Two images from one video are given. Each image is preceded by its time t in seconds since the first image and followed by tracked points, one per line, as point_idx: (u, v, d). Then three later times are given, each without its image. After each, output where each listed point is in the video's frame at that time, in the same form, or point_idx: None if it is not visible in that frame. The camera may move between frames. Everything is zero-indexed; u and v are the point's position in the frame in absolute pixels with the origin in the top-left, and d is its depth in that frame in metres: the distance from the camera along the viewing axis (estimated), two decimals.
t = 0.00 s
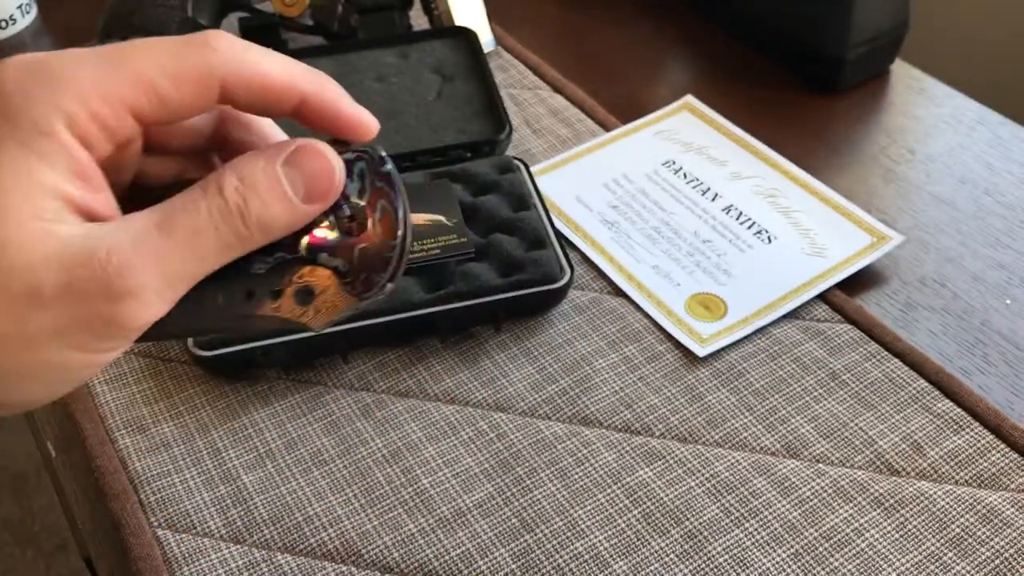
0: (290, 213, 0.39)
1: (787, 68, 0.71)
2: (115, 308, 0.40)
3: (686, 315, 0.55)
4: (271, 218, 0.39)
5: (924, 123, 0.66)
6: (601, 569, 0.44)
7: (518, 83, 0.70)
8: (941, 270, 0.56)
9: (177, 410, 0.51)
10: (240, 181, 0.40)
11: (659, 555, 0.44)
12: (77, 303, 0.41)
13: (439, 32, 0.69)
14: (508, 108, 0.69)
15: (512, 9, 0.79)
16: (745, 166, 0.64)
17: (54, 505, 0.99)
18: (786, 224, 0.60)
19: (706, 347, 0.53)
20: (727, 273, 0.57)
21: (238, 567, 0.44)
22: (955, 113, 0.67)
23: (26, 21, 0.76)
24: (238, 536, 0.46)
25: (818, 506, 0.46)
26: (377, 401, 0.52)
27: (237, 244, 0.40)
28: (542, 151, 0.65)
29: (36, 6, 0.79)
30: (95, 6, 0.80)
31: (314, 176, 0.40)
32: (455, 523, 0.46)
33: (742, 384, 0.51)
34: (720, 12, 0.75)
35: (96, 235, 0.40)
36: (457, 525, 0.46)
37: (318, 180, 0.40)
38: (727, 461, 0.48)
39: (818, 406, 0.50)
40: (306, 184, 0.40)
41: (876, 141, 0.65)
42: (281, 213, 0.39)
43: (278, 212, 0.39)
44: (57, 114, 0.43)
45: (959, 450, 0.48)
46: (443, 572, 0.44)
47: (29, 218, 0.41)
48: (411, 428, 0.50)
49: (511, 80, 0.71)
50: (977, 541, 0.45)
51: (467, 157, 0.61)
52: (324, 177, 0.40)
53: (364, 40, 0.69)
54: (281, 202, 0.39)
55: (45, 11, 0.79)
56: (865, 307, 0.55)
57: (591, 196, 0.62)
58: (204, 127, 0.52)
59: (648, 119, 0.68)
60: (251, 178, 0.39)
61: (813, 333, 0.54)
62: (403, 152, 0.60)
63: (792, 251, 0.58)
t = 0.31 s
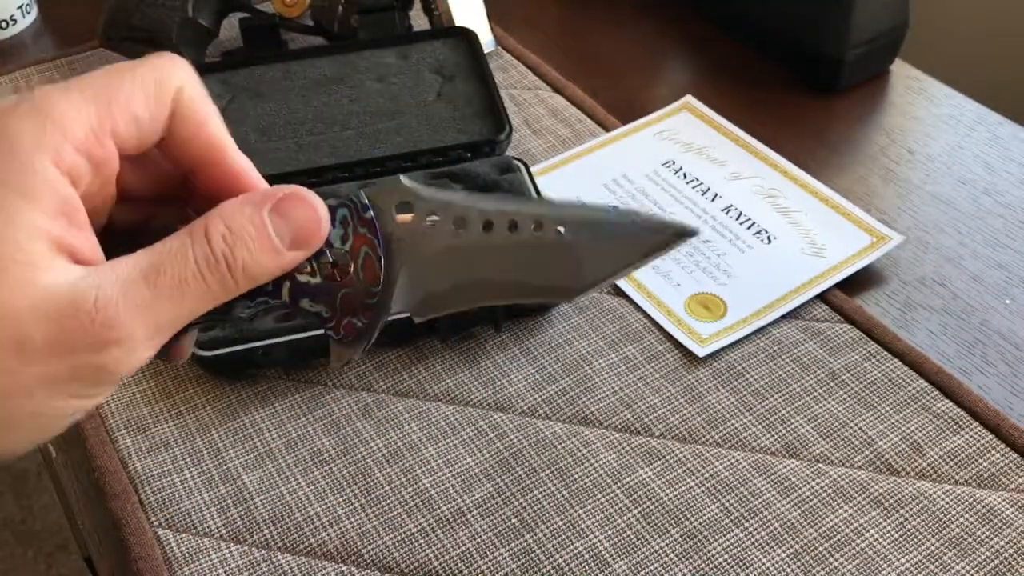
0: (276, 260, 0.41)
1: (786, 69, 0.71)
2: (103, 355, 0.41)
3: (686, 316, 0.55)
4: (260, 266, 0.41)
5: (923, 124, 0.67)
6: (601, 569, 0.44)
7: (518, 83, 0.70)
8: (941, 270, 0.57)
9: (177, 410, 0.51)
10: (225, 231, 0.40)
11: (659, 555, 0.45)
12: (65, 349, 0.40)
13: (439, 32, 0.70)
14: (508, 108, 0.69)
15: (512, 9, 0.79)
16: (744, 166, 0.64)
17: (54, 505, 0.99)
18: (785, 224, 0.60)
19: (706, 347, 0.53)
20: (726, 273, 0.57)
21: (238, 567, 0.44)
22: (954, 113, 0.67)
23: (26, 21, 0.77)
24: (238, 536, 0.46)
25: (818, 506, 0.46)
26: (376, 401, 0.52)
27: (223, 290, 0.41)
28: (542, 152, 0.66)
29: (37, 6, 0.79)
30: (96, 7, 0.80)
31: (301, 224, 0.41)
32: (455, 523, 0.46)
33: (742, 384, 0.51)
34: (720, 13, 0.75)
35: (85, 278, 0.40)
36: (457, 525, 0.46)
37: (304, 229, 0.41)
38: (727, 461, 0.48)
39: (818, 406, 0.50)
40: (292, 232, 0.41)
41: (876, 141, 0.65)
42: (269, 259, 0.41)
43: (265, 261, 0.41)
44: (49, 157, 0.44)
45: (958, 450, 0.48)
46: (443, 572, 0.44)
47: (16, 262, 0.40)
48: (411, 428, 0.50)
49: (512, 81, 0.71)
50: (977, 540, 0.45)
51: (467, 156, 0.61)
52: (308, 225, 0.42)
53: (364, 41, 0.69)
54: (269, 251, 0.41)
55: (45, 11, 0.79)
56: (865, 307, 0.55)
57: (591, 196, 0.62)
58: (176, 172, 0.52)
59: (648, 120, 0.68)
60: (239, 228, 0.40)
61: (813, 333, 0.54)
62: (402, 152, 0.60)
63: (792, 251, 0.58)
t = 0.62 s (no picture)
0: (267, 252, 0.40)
1: (786, 69, 0.71)
2: (90, 344, 0.41)
3: (686, 316, 0.55)
4: (251, 259, 0.39)
5: (923, 124, 0.67)
6: (601, 569, 0.44)
7: (518, 83, 0.70)
8: (940, 270, 0.57)
9: (177, 410, 0.51)
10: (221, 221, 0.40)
11: (659, 555, 0.45)
12: (53, 338, 0.40)
13: (439, 32, 0.70)
14: (508, 108, 0.69)
15: (512, 9, 0.79)
16: (744, 166, 0.64)
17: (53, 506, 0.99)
18: (785, 224, 0.60)
19: (706, 347, 0.53)
20: (726, 273, 0.57)
21: (238, 567, 0.44)
22: (954, 113, 0.67)
23: (26, 21, 0.77)
24: (238, 536, 0.46)
25: (818, 506, 0.46)
26: (377, 400, 0.52)
27: (218, 281, 0.40)
28: (542, 151, 0.65)
29: (37, 7, 0.79)
30: (96, 7, 0.80)
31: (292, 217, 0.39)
32: (455, 523, 0.46)
33: (742, 384, 0.51)
34: (720, 13, 0.75)
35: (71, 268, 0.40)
36: (457, 525, 0.46)
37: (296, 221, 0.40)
38: (728, 461, 0.48)
39: (818, 406, 0.50)
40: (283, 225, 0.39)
41: (876, 141, 0.65)
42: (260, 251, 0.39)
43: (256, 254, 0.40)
44: (40, 145, 0.45)
45: (958, 450, 0.48)
46: (443, 572, 0.44)
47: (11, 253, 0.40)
48: (411, 428, 0.50)
49: (511, 81, 0.71)
50: (977, 540, 0.45)
51: (467, 156, 0.61)
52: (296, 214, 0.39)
53: (364, 41, 0.69)
54: (264, 244, 0.39)
55: (45, 11, 0.80)
56: (865, 307, 0.55)
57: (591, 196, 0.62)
58: (170, 158, 0.53)
59: (648, 119, 0.68)
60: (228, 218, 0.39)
61: (813, 333, 0.54)
62: (402, 152, 0.60)
63: (791, 251, 0.58)
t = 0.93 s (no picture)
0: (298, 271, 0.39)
1: (786, 69, 0.71)
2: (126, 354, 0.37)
3: (686, 315, 0.55)
4: (233, 258, 0.29)
5: (923, 124, 0.67)
6: (601, 569, 0.44)
7: (518, 83, 0.71)
8: (940, 270, 0.57)
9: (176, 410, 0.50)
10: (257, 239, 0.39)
11: (659, 555, 0.45)
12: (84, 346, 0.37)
13: (439, 32, 0.70)
14: (508, 108, 0.69)
15: (511, 8, 0.79)
16: (744, 166, 0.64)
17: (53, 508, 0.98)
18: (785, 224, 0.60)
19: (706, 346, 0.53)
20: (726, 273, 0.57)
21: (238, 567, 0.44)
22: (954, 113, 0.67)
23: (26, 21, 0.77)
24: (238, 536, 0.46)
25: (818, 506, 0.46)
26: (377, 400, 0.52)
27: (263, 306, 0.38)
28: (542, 151, 0.66)
29: (37, 7, 0.79)
30: (95, 7, 0.80)
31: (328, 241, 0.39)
32: (455, 523, 0.46)
33: (742, 384, 0.51)
34: (720, 13, 0.75)
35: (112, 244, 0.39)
36: (457, 525, 0.46)
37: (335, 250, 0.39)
38: (728, 461, 0.48)
39: (818, 406, 0.50)
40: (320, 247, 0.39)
41: (876, 142, 0.65)
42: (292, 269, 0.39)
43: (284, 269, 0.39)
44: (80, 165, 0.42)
45: (958, 450, 0.48)
46: (443, 572, 0.44)
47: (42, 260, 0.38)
48: (411, 428, 0.50)
49: (511, 81, 0.71)
50: (977, 540, 0.45)
51: (467, 156, 0.61)
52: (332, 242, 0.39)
53: (363, 41, 0.69)
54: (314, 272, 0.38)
55: (45, 11, 0.80)
56: (865, 307, 0.55)
57: (591, 195, 0.62)
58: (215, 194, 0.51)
59: (648, 119, 0.68)
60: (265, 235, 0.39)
61: (813, 333, 0.54)
62: (402, 152, 0.60)
63: (792, 251, 0.58)
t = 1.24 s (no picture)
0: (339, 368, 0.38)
1: (786, 69, 0.71)
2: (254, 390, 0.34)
3: (686, 315, 0.55)
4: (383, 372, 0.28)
5: (923, 124, 0.67)
6: (601, 569, 0.44)
7: (518, 84, 0.71)
8: (940, 270, 0.57)
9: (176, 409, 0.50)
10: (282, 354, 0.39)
11: (659, 555, 0.45)
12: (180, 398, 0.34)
13: (439, 33, 0.70)
14: (508, 108, 0.69)
15: (511, 9, 0.79)
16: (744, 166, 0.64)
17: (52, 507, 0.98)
18: (785, 224, 0.60)
19: (706, 347, 0.53)
20: (726, 273, 0.57)
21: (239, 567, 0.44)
22: (954, 113, 0.67)
23: (26, 21, 0.77)
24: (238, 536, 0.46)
25: (818, 506, 0.46)
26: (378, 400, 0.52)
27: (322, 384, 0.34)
28: (542, 152, 0.66)
29: (37, 7, 0.79)
30: (95, 7, 0.80)
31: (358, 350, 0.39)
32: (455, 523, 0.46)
33: (742, 384, 0.51)
34: (720, 13, 0.75)
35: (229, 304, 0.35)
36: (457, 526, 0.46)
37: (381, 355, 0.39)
38: (728, 461, 0.48)
39: (817, 406, 0.50)
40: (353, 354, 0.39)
41: (876, 142, 0.65)
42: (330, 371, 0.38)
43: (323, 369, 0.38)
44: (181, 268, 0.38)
45: (958, 450, 0.48)
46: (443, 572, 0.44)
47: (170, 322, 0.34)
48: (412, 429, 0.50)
49: (511, 81, 0.71)
50: (977, 540, 0.45)
51: (467, 157, 0.61)
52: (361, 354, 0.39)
53: (364, 41, 0.69)
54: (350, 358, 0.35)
55: (45, 11, 0.80)
56: (865, 307, 0.55)
57: (592, 196, 0.62)
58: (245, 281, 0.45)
59: (648, 119, 0.68)
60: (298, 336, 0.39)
61: (813, 333, 0.54)
62: (402, 152, 0.60)
63: (791, 251, 0.58)
